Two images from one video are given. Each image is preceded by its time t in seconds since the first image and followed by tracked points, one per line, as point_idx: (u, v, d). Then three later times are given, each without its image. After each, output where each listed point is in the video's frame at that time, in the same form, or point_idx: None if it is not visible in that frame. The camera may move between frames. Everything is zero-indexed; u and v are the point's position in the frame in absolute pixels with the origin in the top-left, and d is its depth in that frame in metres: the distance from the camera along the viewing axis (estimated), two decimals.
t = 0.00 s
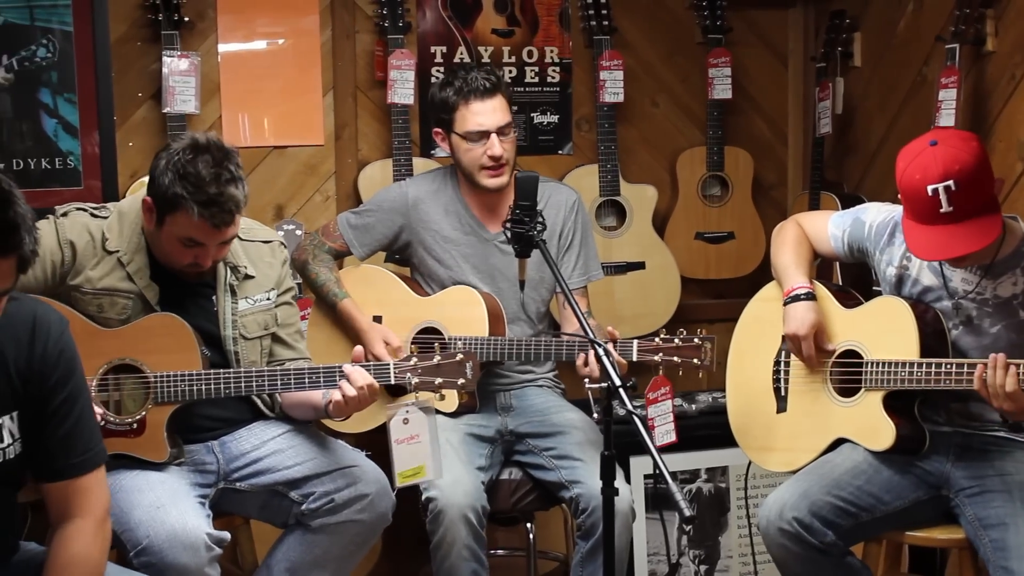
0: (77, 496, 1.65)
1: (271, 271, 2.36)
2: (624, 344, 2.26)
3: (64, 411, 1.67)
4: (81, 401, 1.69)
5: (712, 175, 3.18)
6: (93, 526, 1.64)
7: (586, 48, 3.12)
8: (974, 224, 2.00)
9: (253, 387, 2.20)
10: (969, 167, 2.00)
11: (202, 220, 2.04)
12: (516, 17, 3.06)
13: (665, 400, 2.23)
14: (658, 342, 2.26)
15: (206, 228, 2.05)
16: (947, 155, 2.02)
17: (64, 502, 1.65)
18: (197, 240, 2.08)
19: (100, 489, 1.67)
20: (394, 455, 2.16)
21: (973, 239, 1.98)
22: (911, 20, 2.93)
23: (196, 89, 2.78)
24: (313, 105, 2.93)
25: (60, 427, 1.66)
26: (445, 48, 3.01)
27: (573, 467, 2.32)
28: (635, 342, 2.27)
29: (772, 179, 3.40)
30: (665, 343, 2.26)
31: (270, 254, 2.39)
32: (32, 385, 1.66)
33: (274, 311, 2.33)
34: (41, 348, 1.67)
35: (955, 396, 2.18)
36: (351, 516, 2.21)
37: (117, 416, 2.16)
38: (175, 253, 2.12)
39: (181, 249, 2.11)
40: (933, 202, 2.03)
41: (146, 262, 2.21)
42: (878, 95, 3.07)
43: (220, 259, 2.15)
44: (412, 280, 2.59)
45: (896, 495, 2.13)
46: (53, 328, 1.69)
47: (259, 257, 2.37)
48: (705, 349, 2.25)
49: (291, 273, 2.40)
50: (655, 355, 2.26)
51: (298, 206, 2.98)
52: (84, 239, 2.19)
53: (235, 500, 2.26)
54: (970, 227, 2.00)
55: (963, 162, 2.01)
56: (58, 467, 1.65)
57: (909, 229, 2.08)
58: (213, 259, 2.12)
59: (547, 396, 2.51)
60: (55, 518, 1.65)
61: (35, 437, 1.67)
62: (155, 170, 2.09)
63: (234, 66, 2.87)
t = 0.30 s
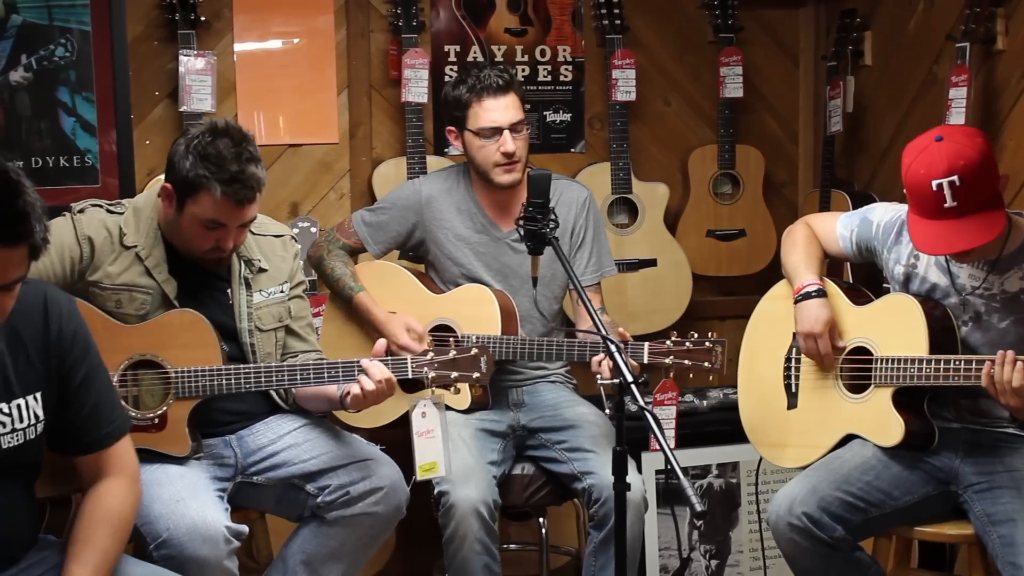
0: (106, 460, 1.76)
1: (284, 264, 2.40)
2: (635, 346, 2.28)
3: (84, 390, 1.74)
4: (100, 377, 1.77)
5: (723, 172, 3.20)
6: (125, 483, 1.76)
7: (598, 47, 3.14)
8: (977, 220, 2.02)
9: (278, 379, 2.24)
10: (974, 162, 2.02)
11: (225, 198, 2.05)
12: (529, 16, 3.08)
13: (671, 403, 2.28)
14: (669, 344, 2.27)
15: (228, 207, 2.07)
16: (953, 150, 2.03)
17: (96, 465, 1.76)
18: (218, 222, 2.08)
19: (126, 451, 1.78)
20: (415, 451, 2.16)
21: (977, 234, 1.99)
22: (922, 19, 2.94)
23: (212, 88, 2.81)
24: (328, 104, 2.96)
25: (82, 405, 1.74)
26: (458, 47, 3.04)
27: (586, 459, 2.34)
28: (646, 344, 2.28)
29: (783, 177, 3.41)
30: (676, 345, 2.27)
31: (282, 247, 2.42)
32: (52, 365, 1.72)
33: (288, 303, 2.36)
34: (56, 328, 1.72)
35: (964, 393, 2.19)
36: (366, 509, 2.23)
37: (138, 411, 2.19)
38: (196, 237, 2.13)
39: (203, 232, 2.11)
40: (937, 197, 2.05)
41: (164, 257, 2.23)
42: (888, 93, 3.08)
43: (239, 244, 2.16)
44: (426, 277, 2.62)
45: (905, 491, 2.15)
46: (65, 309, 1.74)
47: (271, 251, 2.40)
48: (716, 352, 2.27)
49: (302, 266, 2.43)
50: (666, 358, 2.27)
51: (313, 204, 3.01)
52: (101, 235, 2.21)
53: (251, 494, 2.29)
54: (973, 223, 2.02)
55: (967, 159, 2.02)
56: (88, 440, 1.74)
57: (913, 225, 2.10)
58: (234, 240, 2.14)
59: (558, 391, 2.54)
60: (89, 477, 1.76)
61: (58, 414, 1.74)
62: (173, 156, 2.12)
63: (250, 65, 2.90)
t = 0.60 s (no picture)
0: (116, 441, 1.80)
1: (294, 263, 2.41)
2: (645, 340, 2.30)
3: (98, 382, 1.77)
4: (112, 370, 1.80)
5: (731, 170, 3.21)
6: (134, 459, 1.80)
7: (607, 46, 3.16)
8: (980, 217, 2.03)
9: (280, 372, 2.23)
10: (977, 162, 2.03)
11: (235, 190, 2.06)
12: (538, 15, 3.10)
13: (684, 396, 2.27)
14: (678, 337, 2.29)
15: (237, 201, 2.08)
16: (956, 150, 2.06)
17: (104, 451, 1.79)
18: (229, 215, 2.10)
19: (132, 436, 1.83)
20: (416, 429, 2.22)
21: (980, 231, 2.01)
22: (928, 17, 2.96)
23: (224, 86, 2.83)
24: (339, 102, 2.99)
25: (95, 398, 1.77)
26: (468, 45, 3.06)
27: (595, 456, 2.36)
28: (655, 338, 2.30)
29: (790, 174, 3.43)
30: (684, 338, 2.29)
31: (293, 246, 2.44)
32: (67, 357, 1.75)
33: (297, 302, 2.38)
34: (72, 324, 1.75)
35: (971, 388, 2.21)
36: (374, 502, 2.22)
37: (149, 403, 2.19)
38: (206, 233, 2.14)
39: (212, 228, 2.13)
40: (941, 195, 2.07)
41: (172, 255, 2.24)
42: (895, 91, 3.10)
43: (247, 241, 2.18)
44: (437, 272, 2.64)
45: (911, 485, 2.16)
46: (78, 305, 1.77)
47: (281, 249, 2.41)
48: (725, 346, 2.29)
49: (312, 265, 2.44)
50: (675, 351, 2.29)
51: (324, 201, 3.03)
52: (110, 233, 2.23)
53: (260, 488, 2.29)
54: (977, 220, 2.03)
55: (970, 157, 2.04)
56: (98, 431, 1.78)
57: (917, 224, 2.12)
58: (242, 237, 2.16)
59: (568, 388, 2.56)
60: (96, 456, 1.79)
61: (71, 406, 1.77)
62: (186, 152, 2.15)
63: (262, 63, 2.93)
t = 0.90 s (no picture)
0: (135, 436, 1.81)
1: (307, 260, 2.41)
2: (651, 335, 2.31)
3: (113, 376, 1.78)
4: (126, 363, 1.81)
5: (738, 168, 3.22)
6: (152, 456, 1.81)
7: (614, 44, 3.18)
8: (983, 219, 2.06)
9: (292, 371, 2.25)
10: (981, 164, 2.05)
11: (240, 181, 2.08)
12: (546, 13, 3.12)
13: (689, 390, 2.27)
14: (685, 332, 2.31)
15: (243, 191, 2.10)
16: (961, 151, 2.07)
17: (123, 447, 1.80)
18: (235, 207, 2.12)
19: (154, 431, 1.83)
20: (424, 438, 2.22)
21: (982, 234, 2.03)
22: (935, 16, 2.97)
23: (234, 83, 2.86)
24: (348, 100, 3.01)
25: (110, 392, 1.78)
26: (477, 43, 3.08)
27: (601, 452, 2.37)
28: (662, 333, 2.31)
29: (796, 172, 3.44)
30: (691, 333, 2.31)
31: (307, 243, 2.44)
32: (80, 352, 1.76)
33: (310, 299, 2.38)
34: (84, 319, 1.76)
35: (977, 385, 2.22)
36: (384, 500, 2.23)
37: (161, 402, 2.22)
38: (215, 227, 2.16)
39: (221, 220, 2.14)
40: (944, 197, 2.09)
41: (185, 252, 2.25)
42: (901, 89, 3.11)
43: (257, 233, 2.19)
44: (443, 270, 2.66)
45: (917, 482, 2.18)
46: (90, 300, 1.78)
47: (296, 247, 2.42)
48: (731, 340, 2.31)
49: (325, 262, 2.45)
50: (682, 346, 2.31)
51: (334, 198, 3.05)
52: (124, 230, 2.23)
53: (270, 483, 2.30)
54: (981, 222, 2.06)
55: (974, 159, 2.05)
56: (117, 425, 1.78)
57: (922, 224, 2.15)
58: (252, 229, 2.16)
59: (573, 383, 2.58)
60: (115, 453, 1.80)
61: (87, 400, 1.79)
62: (193, 146, 2.16)
63: (272, 61, 2.95)
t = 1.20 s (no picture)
0: (133, 448, 1.77)
1: (314, 253, 2.42)
2: (661, 333, 2.32)
3: (115, 374, 1.76)
4: (128, 364, 1.79)
5: (746, 164, 3.23)
6: (151, 474, 1.77)
7: (623, 42, 3.19)
8: (988, 218, 2.06)
9: (304, 368, 2.26)
10: (986, 163, 2.05)
11: (269, 158, 2.12)
12: (555, 11, 3.13)
13: (696, 388, 2.32)
14: (693, 329, 2.31)
15: (271, 168, 2.13)
16: (966, 149, 2.08)
17: (120, 454, 1.76)
18: (266, 186, 2.14)
19: (151, 443, 1.79)
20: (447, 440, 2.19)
21: (986, 233, 2.04)
22: (943, 13, 2.97)
23: (245, 81, 2.87)
24: (357, 98, 3.02)
25: (112, 390, 1.75)
26: (485, 41, 3.09)
27: (609, 450, 2.38)
28: (670, 330, 2.33)
29: (804, 168, 3.44)
30: (699, 330, 2.31)
31: (312, 237, 2.45)
32: (85, 350, 1.74)
33: (318, 291, 2.39)
34: (91, 314, 1.75)
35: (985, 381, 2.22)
36: (394, 493, 2.24)
37: (175, 398, 2.21)
38: (243, 211, 2.17)
39: (250, 204, 2.16)
40: (949, 196, 2.10)
41: (198, 246, 2.26)
42: (909, 86, 3.11)
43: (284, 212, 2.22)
44: (455, 266, 2.67)
45: (925, 478, 2.18)
46: (100, 298, 1.77)
47: (303, 242, 2.43)
48: (740, 338, 2.31)
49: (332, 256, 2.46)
50: (690, 343, 2.31)
51: (343, 194, 3.06)
52: (138, 225, 2.23)
53: (281, 479, 2.31)
54: (985, 220, 2.06)
55: (979, 158, 2.06)
56: (116, 426, 1.76)
57: (928, 222, 2.16)
58: (280, 208, 2.20)
59: (583, 380, 2.59)
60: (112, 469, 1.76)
61: (88, 399, 1.75)
62: (202, 137, 2.18)
63: (282, 59, 2.97)
